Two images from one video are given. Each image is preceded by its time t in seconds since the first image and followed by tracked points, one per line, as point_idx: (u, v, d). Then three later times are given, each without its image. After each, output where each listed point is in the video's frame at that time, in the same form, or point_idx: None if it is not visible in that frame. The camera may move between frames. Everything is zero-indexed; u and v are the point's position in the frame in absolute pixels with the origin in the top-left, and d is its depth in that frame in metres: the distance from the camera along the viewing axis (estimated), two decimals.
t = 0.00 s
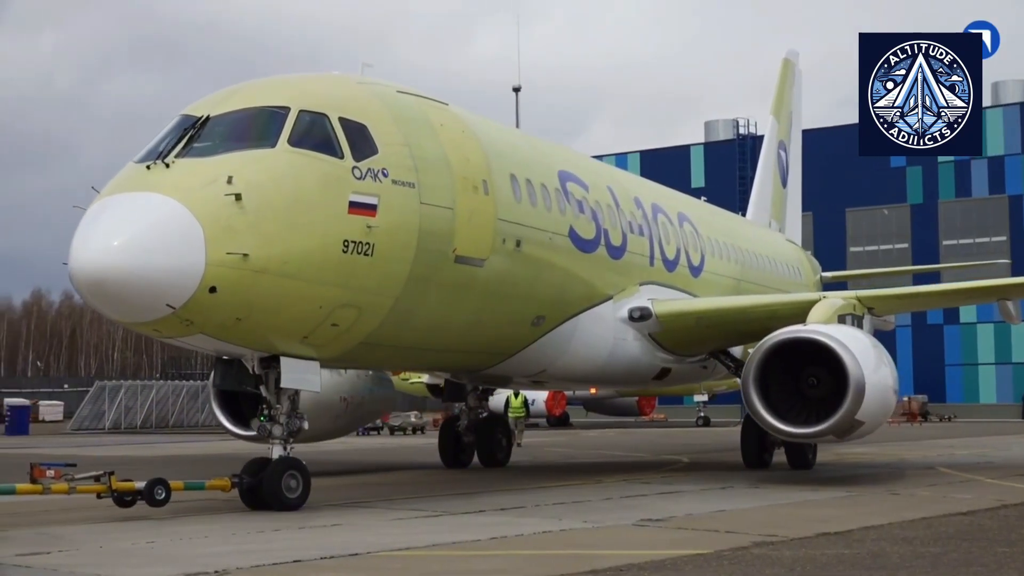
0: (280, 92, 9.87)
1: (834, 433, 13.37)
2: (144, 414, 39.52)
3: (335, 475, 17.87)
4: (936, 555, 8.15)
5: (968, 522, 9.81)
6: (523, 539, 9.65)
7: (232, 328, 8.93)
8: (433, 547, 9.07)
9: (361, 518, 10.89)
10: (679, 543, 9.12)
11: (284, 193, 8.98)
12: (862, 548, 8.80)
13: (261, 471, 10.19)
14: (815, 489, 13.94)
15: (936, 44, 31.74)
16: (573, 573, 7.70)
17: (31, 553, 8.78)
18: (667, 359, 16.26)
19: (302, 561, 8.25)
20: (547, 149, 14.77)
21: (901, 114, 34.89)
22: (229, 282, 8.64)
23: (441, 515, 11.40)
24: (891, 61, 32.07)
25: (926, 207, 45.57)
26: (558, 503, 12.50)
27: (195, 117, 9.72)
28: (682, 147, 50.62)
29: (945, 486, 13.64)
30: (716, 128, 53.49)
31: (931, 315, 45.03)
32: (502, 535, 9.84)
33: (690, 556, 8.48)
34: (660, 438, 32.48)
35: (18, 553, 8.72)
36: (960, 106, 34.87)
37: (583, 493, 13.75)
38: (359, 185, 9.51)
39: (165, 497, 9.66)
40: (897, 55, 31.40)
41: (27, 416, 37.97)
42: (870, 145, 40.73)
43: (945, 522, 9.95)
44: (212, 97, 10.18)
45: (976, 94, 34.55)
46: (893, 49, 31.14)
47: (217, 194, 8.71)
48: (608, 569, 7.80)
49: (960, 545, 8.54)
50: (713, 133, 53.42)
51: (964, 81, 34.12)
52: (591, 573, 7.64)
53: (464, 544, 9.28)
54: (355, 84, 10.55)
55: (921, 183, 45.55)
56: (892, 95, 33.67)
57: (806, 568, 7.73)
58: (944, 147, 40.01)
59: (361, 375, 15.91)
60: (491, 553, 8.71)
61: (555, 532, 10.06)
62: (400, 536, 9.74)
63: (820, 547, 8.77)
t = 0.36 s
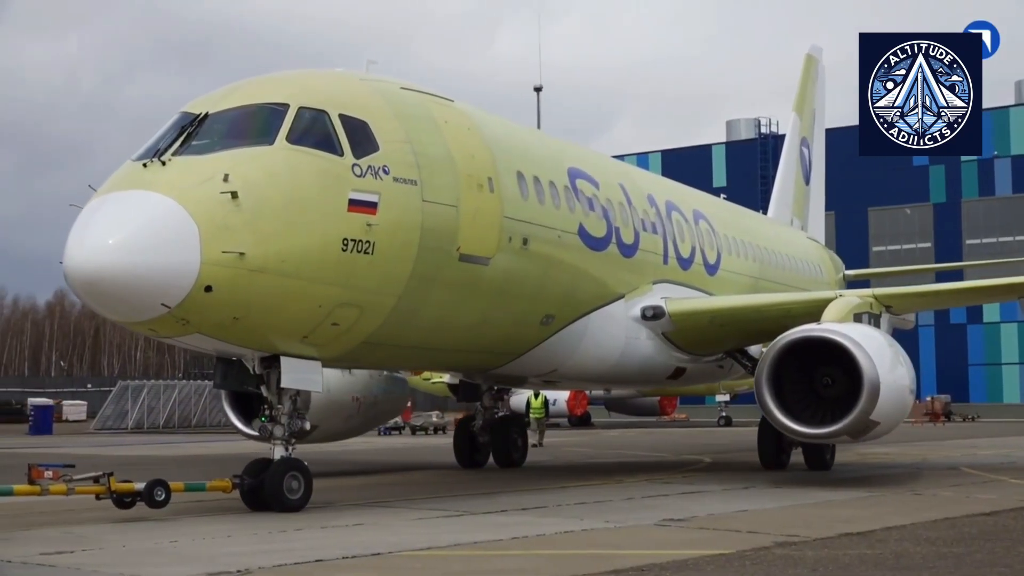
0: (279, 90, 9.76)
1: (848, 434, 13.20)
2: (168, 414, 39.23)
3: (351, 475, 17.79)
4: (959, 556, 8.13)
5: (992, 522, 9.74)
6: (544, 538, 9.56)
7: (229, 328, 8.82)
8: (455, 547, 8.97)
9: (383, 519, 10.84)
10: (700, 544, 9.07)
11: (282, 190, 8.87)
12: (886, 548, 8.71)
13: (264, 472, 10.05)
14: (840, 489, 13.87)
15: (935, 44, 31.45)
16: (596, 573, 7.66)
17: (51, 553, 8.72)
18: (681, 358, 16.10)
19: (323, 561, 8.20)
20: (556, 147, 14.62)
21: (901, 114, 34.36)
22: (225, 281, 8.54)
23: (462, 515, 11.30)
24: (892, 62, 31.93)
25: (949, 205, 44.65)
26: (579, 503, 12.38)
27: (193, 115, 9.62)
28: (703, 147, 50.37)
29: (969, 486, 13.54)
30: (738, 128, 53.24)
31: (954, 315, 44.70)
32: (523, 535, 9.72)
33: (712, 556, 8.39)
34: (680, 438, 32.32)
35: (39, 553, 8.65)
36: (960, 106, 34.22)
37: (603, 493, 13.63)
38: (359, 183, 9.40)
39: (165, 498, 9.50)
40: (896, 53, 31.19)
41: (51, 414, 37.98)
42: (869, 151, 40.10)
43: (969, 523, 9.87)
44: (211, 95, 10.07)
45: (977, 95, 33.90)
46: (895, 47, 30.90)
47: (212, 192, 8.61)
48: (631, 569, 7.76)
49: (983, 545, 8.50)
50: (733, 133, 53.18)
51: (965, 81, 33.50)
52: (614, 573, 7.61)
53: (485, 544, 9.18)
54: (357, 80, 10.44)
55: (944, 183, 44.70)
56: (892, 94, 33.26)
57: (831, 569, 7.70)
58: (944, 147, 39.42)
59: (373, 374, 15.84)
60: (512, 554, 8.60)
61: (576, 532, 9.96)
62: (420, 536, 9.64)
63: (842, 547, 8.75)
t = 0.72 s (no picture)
0: (279, 86, 9.66)
1: (863, 435, 13.01)
2: (189, 413, 39.10)
3: (371, 476, 17.70)
4: (984, 556, 7.99)
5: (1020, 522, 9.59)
6: (566, 538, 9.42)
7: (227, 327, 8.73)
8: (475, 547, 8.85)
9: (402, 519, 10.72)
10: (721, 544, 8.94)
11: (279, 188, 8.77)
12: (911, 548, 8.56)
13: (265, 473, 9.94)
14: (866, 489, 13.71)
15: (938, 45, 30.60)
16: (618, 573, 7.54)
17: (75, 551, 8.62)
18: (696, 357, 15.92)
19: (345, 561, 8.10)
20: (566, 143, 14.47)
21: (900, 114, 33.52)
22: (221, 279, 8.44)
23: (483, 515, 11.16)
24: (892, 62, 31.46)
25: (973, 204, 43.91)
26: (601, 503, 12.23)
27: (192, 111, 9.52)
28: (724, 146, 50.04)
29: (995, 486, 13.36)
30: (759, 127, 52.90)
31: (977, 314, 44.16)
32: (545, 535, 9.58)
33: (735, 556, 8.25)
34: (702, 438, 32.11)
35: (66, 550, 8.55)
36: (961, 107, 33.05)
37: (624, 493, 13.50)
38: (359, 180, 9.29)
39: (164, 501, 9.44)
40: (901, 51, 30.56)
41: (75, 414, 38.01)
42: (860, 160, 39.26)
43: (996, 523, 9.72)
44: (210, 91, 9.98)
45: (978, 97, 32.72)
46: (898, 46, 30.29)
47: (208, 189, 8.51)
48: (653, 569, 7.64)
49: (1008, 546, 8.35)
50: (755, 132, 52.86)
51: (965, 81, 32.36)
52: (636, 573, 7.49)
53: (506, 544, 9.05)
54: (359, 77, 10.33)
55: (968, 181, 43.94)
56: (892, 94, 32.67)
57: (854, 570, 7.57)
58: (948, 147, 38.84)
59: (389, 374, 15.71)
60: (536, 554, 8.47)
61: (598, 532, 9.82)
62: (441, 536, 9.52)
63: (865, 548, 8.62)
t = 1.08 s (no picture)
0: (277, 82, 9.55)
1: (875, 435, 12.84)
2: (209, 413, 38.65)
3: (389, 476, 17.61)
4: (1005, 556, 7.85)
5: None
6: (585, 538, 9.28)
7: (221, 325, 8.64)
8: (492, 547, 8.73)
9: (421, 519, 10.60)
10: (739, 544, 8.82)
11: (275, 186, 8.67)
12: (932, 548, 8.42)
13: (263, 474, 9.82)
14: (889, 489, 13.57)
15: (935, 47, 29.27)
16: (637, 573, 7.42)
17: (96, 550, 8.52)
18: (708, 357, 15.77)
19: (364, 560, 8.00)
20: (573, 141, 14.32)
21: (900, 114, 31.03)
22: (214, 278, 8.35)
23: (501, 515, 11.04)
24: (891, 62, 29.59)
25: (992, 203, 43.45)
26: (620, 503, 12.10)
27: (188, 108, 9.43)
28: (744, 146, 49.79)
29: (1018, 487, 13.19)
30: (778, 127, 52.67)
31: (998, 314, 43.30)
32: (564, 535, 9.45)
33: (756, 556, 8.12)
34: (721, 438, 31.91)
35: (87, 550, 8.44)
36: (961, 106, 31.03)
37: (644, 493, 13.36)
38: (357, 178, 9.18)
39: (161, 501, 9.27)
40: (900, 51, 28.84)
41: (95, 412, 37.95)
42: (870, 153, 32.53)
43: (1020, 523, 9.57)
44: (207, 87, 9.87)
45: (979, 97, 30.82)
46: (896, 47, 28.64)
47: (202, 187, 8.42)
48: (671, 570, 7.51)
49: None
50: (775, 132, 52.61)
51: (965, 81, 30.55)
52: (656, 572, 7.37)
53: (524, 544, 8.93)
54: (359, 73, 10.21)
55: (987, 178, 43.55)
56: (891, 95, 30.47)
57: (875, 570, 7.44)
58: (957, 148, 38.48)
59: (400, 375, 15.63)
60: (555, 554, 8.34)
61: (618, 532, 9.69)
62: (458, 536, 9.41)
63: (885, 547, 8.50)
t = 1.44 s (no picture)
0: (273, 78, 9.43)
1: (886, 436, 12.66)
2: (230, 414, 38.55)
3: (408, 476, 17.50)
4: None
5: None
6: (605, 538, 9.14)
7: (215, 324, 8.54)
8: (511, 547, 8.59)
9: (441, 519, 10.47)
10: (761, 545, 8.67)
11: (269, 183, 8.56)
12: (952, 548, 8.27)
13: (261, 475, 9.69)
14: (914, 490, 13.39)
15: (936, 43, 25.00)
16: (657, 573, 7.28)
17: (117, 549, 8.40)
18: (720, 356, 15.60)
19: (383, 560, 7.88)
20: (580, 137, 14.16)
21: (900, 113, 26.73)
22: (206, 277, 8.24)
23: (520, 516, 10.90)
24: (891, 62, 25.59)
25: (1014, 203, 43.01)
26: (640, 503, 11.94)
27: (184, 105, 9.32)
28: (764, 145, 49.47)
29: None
30: (799, 126, 52.34)
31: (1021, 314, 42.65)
32: (584, 535, 9.31)
33: (777, 556, 7.97)
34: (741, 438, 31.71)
35: (103, 550, 8.33)
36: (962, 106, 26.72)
37: (664, 493, 13.20)
38: (354, 175, 9.05)
39: (155, 503, 9.16)
40: (894, 54, 25.05)
41: (116, 412, 37.95)
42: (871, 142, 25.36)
43: None
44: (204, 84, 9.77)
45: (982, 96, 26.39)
46: (888, 47, 24.76)
47: (194, 184, 8.31)
48: (691, 570, 7.37)
49: None
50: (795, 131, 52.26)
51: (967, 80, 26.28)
52: (676, 573, 7.24)
53: (544, 544, 8.78)
54: (359, 69, 10.09)
55: (1009, 177, 43.07)
56: (891, 95, 26.26)
57: (898, 570, 7.29)
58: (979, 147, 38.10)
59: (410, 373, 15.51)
60: (574, 553, 8.21)
61: (638, 532, 9.55)
62: (477, 536, 9.28)
63: (907, 547, 8.36)
